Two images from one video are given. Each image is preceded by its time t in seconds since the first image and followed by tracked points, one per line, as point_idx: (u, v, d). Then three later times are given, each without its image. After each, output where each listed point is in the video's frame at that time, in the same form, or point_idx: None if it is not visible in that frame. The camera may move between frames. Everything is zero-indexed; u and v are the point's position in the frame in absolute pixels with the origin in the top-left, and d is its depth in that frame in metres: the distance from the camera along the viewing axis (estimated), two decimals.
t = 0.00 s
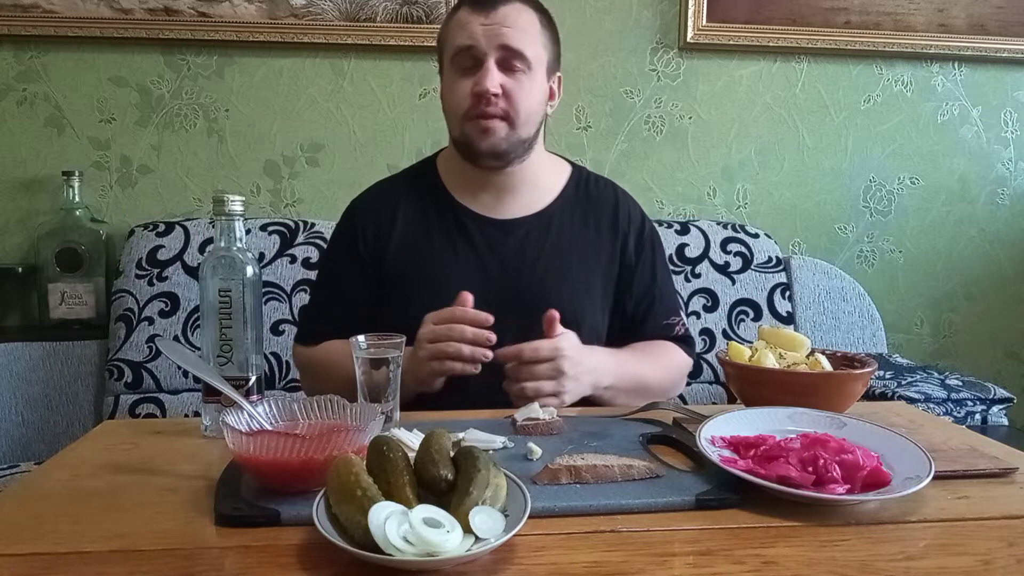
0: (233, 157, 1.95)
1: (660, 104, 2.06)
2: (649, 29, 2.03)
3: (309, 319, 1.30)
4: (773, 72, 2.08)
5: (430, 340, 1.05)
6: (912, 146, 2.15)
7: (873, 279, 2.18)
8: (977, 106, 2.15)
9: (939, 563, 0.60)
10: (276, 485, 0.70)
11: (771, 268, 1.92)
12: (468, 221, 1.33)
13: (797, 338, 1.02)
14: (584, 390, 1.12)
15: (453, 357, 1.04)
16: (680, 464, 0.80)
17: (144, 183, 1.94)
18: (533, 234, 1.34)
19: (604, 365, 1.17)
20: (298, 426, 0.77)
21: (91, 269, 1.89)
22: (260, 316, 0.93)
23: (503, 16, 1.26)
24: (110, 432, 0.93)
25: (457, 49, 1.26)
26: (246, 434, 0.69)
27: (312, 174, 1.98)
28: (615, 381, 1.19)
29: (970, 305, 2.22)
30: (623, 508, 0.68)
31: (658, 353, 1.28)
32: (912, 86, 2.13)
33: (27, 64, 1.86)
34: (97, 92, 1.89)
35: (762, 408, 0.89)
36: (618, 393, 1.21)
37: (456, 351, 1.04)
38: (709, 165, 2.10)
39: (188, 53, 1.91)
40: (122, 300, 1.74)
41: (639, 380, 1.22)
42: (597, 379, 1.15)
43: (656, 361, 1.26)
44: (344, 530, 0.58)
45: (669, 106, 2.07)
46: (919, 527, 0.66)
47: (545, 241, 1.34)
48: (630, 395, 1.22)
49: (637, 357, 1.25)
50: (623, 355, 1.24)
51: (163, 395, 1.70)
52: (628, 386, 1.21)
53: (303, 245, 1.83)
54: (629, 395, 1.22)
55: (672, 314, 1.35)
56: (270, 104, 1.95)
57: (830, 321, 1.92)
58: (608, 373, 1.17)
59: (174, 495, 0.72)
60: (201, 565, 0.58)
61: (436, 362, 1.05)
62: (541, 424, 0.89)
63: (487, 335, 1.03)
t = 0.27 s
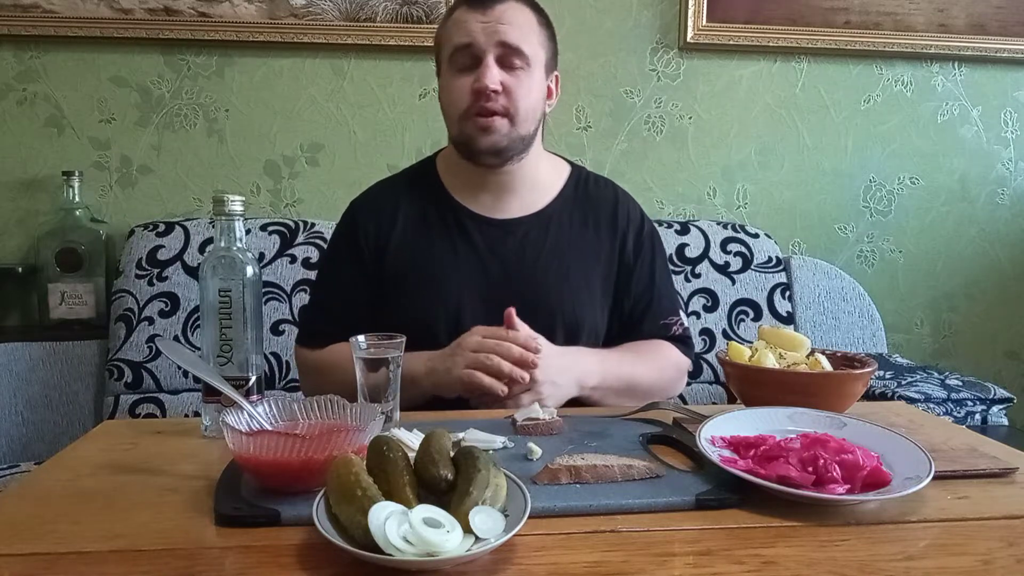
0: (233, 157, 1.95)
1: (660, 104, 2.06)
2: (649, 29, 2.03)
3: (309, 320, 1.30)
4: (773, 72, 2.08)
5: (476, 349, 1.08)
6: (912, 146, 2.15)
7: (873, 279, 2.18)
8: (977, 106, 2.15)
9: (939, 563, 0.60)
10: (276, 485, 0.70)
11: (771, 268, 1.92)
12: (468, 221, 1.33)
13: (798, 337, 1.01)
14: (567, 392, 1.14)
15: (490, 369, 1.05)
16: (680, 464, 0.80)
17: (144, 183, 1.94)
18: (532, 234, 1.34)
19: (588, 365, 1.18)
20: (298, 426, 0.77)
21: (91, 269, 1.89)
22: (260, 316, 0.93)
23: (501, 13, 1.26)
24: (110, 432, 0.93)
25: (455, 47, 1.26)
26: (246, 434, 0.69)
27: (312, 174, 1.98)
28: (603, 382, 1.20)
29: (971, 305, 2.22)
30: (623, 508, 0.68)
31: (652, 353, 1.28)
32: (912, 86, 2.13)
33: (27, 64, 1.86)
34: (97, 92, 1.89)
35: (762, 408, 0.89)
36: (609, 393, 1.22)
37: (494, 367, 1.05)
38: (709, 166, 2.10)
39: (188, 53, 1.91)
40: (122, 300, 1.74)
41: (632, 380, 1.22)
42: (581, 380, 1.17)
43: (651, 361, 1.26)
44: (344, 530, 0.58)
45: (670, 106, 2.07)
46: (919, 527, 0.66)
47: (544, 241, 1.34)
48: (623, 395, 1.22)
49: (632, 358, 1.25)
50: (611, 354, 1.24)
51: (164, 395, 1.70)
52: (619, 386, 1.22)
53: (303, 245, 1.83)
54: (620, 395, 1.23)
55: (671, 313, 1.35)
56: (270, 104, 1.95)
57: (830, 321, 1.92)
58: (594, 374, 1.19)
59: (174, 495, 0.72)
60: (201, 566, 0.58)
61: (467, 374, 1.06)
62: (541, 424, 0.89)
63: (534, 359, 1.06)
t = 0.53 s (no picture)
0: (233, 157, 1.95)
1: (660, 104, 2.06)
2: (649, 29, 2.03)
3: (308, 320, 1.30)
4: (773, 72, 2.08)
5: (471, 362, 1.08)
6: (912, 146, 2.15)
7: (873, 279, 2.18)
8: (977, 106, 2.15)
9: (939, 563, 0.60)
10: (275, 485, 0.70)
11: (771, 268, 1.92)
12: (468, 221, 1.33)
13: (798, 337, 1.01)
14: (568, 393, 1.14)
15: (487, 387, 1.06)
16: (680, 464, 0.80)
17: (144, 183, 1.94)
18: (532, 235, 1.34)
19: (588, 367, 1.18)
20: (298, 426, 0.77)
21: (91, 269, 1.89)
22: (260, 316, 0.93)
23: (521, 13, 1.26)
24: (110, 432, 0.93)
25: (474, 45, 1.26)
26: (246, 435, 0.69)
27: (312, 174, 1.98)
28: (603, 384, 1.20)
29: (971, 305, 2.22)
30: (623, 508, 0.68)
31: (652, 353, 1.28)
32: (912, 86, 2.13)
33: (27, 64, 1.86)
34: (97, 92, 1.89)
35: (762, 408, 0.89)
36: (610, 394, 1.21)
37: (493, 388, 1.06)
38: (709, 166, 2.10)
39: (188, 53, 1.91)
40: (122, 300, 1.74)
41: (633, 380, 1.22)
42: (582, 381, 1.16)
43: (651, 361, 1.26)
44: (344, 530, 0.58)
45: (669, 106, 2.07)
46: (919, 527, 0.66)
47: (544, 241, 1.34)
48: (623, 396, 1.22)
49: (631, 358, 1.25)
50: (611, 355, 1.24)
51: (164, 395, 1.70)
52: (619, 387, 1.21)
53: (303, 245, 1.83)
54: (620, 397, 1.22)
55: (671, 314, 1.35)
56: (270, 104, 1.94)
57: (830, 321, 1.92)
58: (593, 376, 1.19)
59: (174, 495, 0.72)
60: (201, 565, 0.58)
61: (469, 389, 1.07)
62: (541, 424, 0.89)
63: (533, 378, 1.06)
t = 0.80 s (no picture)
0: (233, 157, 1.95)
1: (660, 104, 2.06)
2: (649, 29, 2.03)
3: (309, 320, 1.29)
4: (773, 72, 2.08)
5: (466, 362, 1.07)
6: (912, 146, 2.15)
7: (873, 279, 2.18)
8: (977, 106, 2.15)
9: (939, 563, 0.60)
10: (276, 485, 0.70)
11: (771, 268, 1.92)
12: (469, 221, 1.33)
13: (798, 337, 1.01)
14: (570, 389, 1.13)
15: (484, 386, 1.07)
16: (680, 464, 0.80)
17: (144, 183, 1.94)
18: (532, 235, 1.34)
19: (589, 365, 1.18)
20: (298, 426, 0.77)
21: (91, 269, 1.89)
22: (260, 316, 0.93)
23: (512, 19, 1.26)
24: (110, 432, 0.93)
25: (465, 53, 1.26)
26: (246, 435, 0.69)
27: (312, 174, 1.98)
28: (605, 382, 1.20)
29: (970, 305, 2.22)
30: (623, 508, 0.69)
31: (652, 353, 1.28)
32: (912, 86, 2.13)
33: (27, 64, 1.86)
34: (97, 92, 1.89)
35: (762, 408, 0.89)
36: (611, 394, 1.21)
37: (492, 387, 1.06)
38: (709, 165, 2.10)
39: (188, 53, 1.91)
40: (122, 300, 1.74)
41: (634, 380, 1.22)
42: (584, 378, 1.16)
43: (651, 361, 1.26)
44: (344, 530, 0.58)
45: (669, 106, 2.07)
46: (919, 527, 0.66)
47: (544, 241, 1.34)
48: (623, 396, 1.22)
49: (632, 358, 1.25)
50: (612, 355, 1.24)
51: (164, 395, 1.70)
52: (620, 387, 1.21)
53: (303, 245, 1.83)
54: (622, 397, 1.22)
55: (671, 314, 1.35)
56: (270, 104, 1.95)
57: (830, 321, 1.92)
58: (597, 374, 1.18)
59: (175, 495, 0.72)
60: (201, 566, 0.58)
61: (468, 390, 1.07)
62: (541, 424, 0.89)
63: (530, 376, 1.06)
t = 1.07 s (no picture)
0: (233, 157, 1.95)
1: (660, 104, 2.06)
2: (649, 29, 2.03)
3: (309, 320, 1.29)
4: (773, 72, 2.08)
5: (461, 357, 1.07)
6: (912, 146, 2.15)
7: (873, 279, 2.18)
8: (977, 106, 2.15)
9: (939, 563, 0.60)
10: (275, 485, 0.70)
11: (772, 268, 1.92)
12: (469, 221, 1.33)
13: (798, 337, 1.01)
14: (570, 388, 1.13)
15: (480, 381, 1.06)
16: (680, 464, 0.80)
17: (144, 183, 1.94)
18: (532, 235, 1.34)
19: (589, 365, 1.18)
20: (298, 426, 0.77)
21: (92, 269, 1.89)
22: (260, 316, 0.93)
23: (509, 19, 1.26)
24: (110, 432, 0.93)
25: (462, 53, 1.26)
26: (246, 434, 0.69)
27: (312, 174, 1.98)
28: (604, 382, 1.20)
29: (970, 305, 2.22)
30: (623, 508, 0.69)
31: (652, 354, 1.28)
32: (912, 86, 2.13)
33: (27, 64, 1.86)
34: (97, 92, 1.89)
35: (762, 408, 0.89)
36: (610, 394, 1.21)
37: (488, 382, 1.06)
38: (709, 165, 2.10)
39: (188, 53, 1.91)
40: (122, 300, 1.74)
41: (634, 380, 1.22)
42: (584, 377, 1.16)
43: (651, 362, 1.26)
44: (344, 530, 0.58)
45: (669, 106, 2.07)
46: (919, 527, 0.66)
47: (544, 241, 1.34)
48: (623, 396, 1.22)
49: (632, 359, 1.25)
50: (612, 355, 1.24)
51: (164, 395, 1.70)
52: (620, 387, 1.21)
53: (303, 245, 1.83)
54: (621, 397, 1.22)
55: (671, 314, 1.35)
56: (270, 104, 1.95)
57: (830, 321, 1.92)
58: (597, 374, 1.18)
59: (175, 495, 0.72)
60: (201, 565, 0.58)
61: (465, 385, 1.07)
62: (541, 424, 0.89)
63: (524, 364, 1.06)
